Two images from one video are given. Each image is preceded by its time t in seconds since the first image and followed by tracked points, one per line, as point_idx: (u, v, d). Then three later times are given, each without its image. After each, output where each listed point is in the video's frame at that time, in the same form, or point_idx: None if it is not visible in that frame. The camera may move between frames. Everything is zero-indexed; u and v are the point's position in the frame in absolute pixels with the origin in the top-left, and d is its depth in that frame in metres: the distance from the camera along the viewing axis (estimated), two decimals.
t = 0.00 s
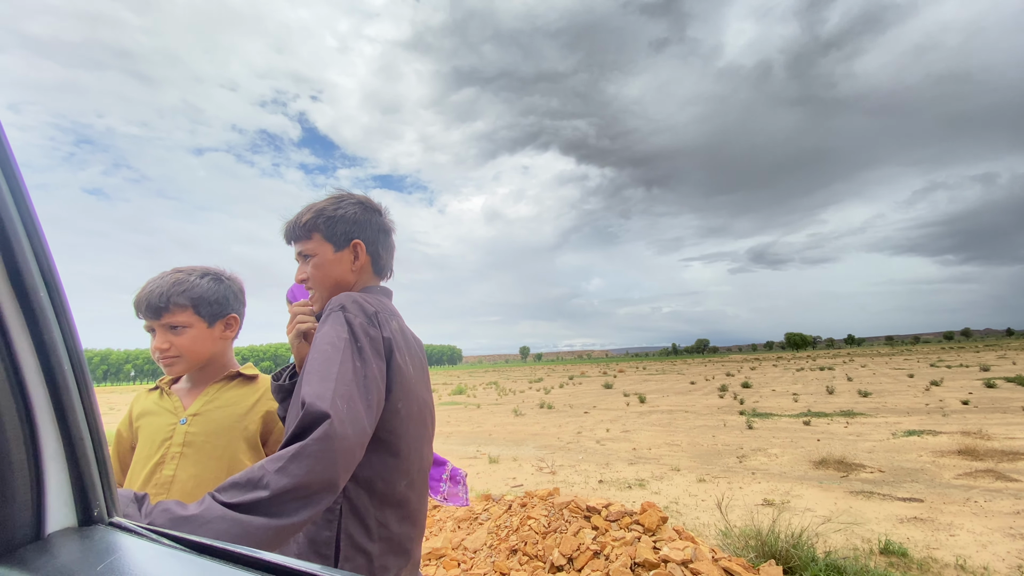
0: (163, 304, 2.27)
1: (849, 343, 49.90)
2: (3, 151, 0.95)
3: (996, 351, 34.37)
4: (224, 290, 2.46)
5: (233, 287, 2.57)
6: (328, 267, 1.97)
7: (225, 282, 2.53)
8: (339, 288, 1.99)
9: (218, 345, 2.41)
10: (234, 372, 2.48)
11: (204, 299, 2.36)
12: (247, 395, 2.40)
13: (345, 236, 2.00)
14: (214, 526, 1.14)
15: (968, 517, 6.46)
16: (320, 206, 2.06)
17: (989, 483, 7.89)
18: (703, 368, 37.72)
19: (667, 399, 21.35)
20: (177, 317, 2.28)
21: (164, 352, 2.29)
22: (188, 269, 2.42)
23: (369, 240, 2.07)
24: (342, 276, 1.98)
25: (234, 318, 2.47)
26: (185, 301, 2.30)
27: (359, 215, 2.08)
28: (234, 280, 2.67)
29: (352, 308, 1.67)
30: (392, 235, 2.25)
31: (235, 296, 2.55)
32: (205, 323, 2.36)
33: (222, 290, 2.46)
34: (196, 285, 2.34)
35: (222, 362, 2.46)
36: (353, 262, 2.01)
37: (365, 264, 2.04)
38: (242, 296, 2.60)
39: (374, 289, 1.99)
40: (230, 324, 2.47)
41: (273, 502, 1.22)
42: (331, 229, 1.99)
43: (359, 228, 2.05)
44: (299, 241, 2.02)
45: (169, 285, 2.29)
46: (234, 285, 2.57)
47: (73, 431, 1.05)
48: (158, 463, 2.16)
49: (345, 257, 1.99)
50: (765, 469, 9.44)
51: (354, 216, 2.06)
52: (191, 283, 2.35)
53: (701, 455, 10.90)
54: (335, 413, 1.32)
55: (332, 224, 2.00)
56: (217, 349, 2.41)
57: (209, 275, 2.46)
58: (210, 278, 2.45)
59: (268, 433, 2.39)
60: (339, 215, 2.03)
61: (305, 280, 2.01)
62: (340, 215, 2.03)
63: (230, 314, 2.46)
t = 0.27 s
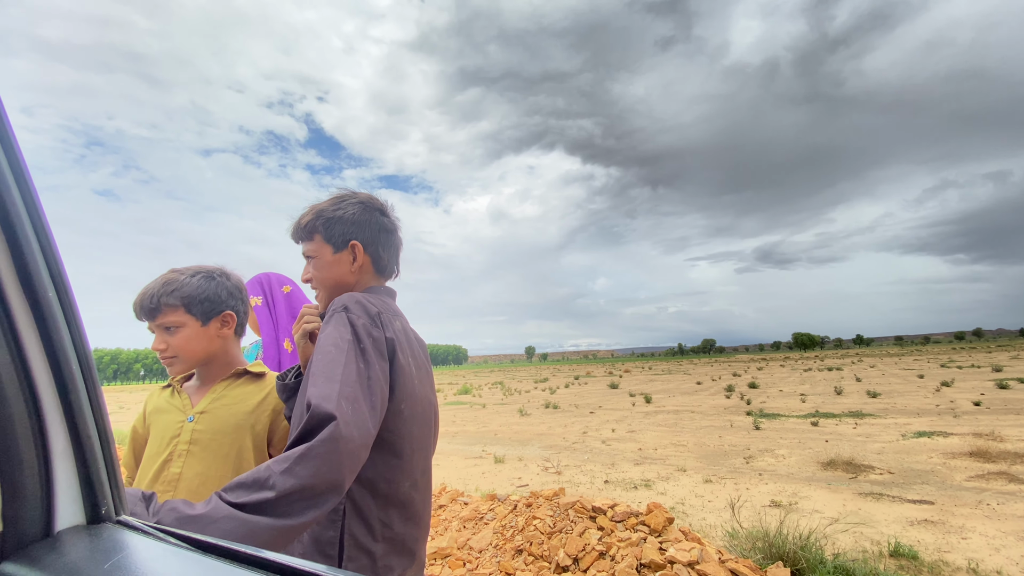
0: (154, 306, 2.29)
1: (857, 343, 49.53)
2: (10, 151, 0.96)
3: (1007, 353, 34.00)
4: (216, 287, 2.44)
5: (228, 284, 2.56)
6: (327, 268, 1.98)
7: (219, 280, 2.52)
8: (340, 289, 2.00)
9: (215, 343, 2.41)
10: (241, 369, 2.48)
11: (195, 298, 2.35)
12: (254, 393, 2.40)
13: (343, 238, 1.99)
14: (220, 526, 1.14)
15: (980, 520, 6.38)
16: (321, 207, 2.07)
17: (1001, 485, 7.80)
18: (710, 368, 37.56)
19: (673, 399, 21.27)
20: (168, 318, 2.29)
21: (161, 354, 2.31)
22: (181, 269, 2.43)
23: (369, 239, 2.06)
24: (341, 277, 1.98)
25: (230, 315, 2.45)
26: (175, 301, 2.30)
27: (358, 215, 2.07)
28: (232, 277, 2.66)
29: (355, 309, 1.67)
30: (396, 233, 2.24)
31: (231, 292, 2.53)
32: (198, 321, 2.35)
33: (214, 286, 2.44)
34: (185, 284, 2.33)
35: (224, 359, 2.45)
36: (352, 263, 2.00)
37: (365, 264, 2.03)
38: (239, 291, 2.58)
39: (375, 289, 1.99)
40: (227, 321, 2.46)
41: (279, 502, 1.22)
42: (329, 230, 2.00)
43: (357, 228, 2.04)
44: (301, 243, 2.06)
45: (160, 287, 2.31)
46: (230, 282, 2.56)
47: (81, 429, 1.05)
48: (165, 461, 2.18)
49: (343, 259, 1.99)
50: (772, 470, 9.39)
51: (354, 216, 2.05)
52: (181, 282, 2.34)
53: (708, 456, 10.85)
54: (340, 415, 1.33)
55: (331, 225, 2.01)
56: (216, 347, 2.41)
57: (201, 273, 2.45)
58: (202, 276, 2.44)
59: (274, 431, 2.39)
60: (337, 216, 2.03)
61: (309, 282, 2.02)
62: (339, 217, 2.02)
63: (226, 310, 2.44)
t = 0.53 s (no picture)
0: (157, 306, 2.30)
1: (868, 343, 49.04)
2: (26, 149, 0.97)
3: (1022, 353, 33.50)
4: (217, 285, 2.45)
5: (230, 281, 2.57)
6: (335, 267, 2.00)
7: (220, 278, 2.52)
8: (348, 287, 2.01)
9: (219, 341, 2.42)
10: (247, 365, 2.50)
11: (197, 297, 2.36)
12: (259, 390, 2.41)
13: (350, 236, 2.00)
14: (232, 523, 1.15)
15: (995, 522, 6.30)
16: (329, 205, 2.08)
17: (1016, 487, 7.69)
18: (718, 368, 37.33)
19: (681, 398, 21.18)
20: (172, 317, 2.30)
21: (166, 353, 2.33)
22: (183, 268, 2.43)
23: (375, 237, 2.06)
24: (349, 276, 1.99)
25: (233, 313, 2.46)
26: (178, 301, 2.31)
27: (365, 213, 2.07)
28: (234, 274, 2.67)
29: (365, 308, 1.68)
30: (404, 231, 2.24)
31: (233, 290, 2.54)
32: (202, 321, 2.36)
33: (215, 285, 2.45)
34: (187, 284, 2.34)
35: (229, 356, 2.47)
36: (359, 261, 2.00)
37: (372, 263, 2.03)
38: (241, 289, 2.59)
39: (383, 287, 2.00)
40: (230, 319, 2.47)
41: (290, 502, 1.23)
42: (336, 229, 2.01)
43: (364, 227, 2.04)
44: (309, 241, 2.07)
45: (162, 287, 2.32)
46: (232, 280, 2.57)
47: (95, 425, 1.06)
48: (172, 456, 2.20)
49: (350, 257, 1.99)
50: (782, 470, 9.32)
51: (361, 215, 2.05)
52: (183, 281, 2.35)
53: (717, 455, 10.79)
54: (351, 415, 1.33)
55: (338, 224, 2.01)
56: (220, 345, 2.42)
57: (204, 272, 2.46)
58: (203, 274, 2.45)
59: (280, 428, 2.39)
60: (344, 214, 2.04)
61: (318, 281, 2.03)
62: (345, 215, 2.03)
63: (228, 309, 2.46)
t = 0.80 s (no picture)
0: (185, 297, 2.30)
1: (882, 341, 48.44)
2: (45, 149, 0.99)
3: None
4: (241, 282, 2.52)
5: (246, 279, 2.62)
6: (346, 265, 2.00)
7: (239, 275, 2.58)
8: (359, 284, 2.01)
9: (239, 336, 2.47)
10: (253, 361, 2.51)
11: (223, 292, 2.41)
12: (266, 385, 2.43)
13: (359, 234, 2.01)
14: (245, 520, 1.16)
15: (1013, 524, 6.19)
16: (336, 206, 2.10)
17: None
18: (730, 367, 37.02)
19: (691, 397, 21.06)
20: (200, 309, 2.33)
21: (188, 344, 2.33)
22: (204, 262, 2.46)
23: (385, 234, 2.07)
24: (360, 273, 2.00)
25: (252, 310, 2.53)
26: (207, 294, 2.34)
27: (372, 210, 2.08)
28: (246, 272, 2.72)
29: (376, 306, 1.68)
30: (412, 227, 2.24)
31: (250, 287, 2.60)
32: (226, 314, 2.41)
33: (239, 281, 2.51)
34: (216, 278, 2.38)
35: (245, 351, 2.51)
36: (369, 258, 2.01)
37: (382, 260, 2.04)
38: (255, 287, 2.65)
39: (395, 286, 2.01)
40: (248, 315, 2.53)
41: (302, 500, 1.24)
42: (344, 228, 2.02)
43: (372, 224, 2.04)
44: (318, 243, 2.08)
45: (190, 278, 2.33)
46: (248, 277, 2.62)
47: (115, 423, 1.07)
48: (180, 451, 2.22)
49: (360, 255, 2.00)
50: (794, 470, 9.24)
51: (368, 212, 2.06)
52: (210, 275, 2.39)
53: (727, 455, 10.71)
54: (362, 415, 1.34)
55: (346, 222, 2.02)
56: (239, 340, 2.47)
57: (226, 268, 2.50)
58: (226, 270, 2.49)
59: (286, 423, 2.42)
60: (351, 213, 2.05)
61: (330, 281, 2.04)
62: (353, 213, 2.04)
63: (248, 305, 2.52)
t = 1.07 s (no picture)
0: (209, 294, 2.34)
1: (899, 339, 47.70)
2: (65, 152, 1.02)
3: None
4: (260, 282, 2.57)
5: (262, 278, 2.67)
6: (357, 264, 2.02)
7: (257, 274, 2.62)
8: (372, 283, 2.02)
9: (256, 335, 2.52)
10: (264, 359, 2.53)
11: (245, 291, 2.46)
12: (278, 383, 2.46)
13: (368, 232, 2.02)
14: (260, 517, 1.17)
15: None
16: (344, 207, 2.12)
17: None
18: (743, 365, 36.67)
19: (703, 395, 20.90)
20: (223, 307, 2.37)
21: (209, 341, 2.36)
22: (226, 260, 2.50)
23: (393, 231, 2.07)
24: (371, 272, 2.00)
25: (269, 310, 2.58)
26: (230, 292, 2.39)
27: (380, 208, 2.09)
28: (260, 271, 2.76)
29: (389, 305, 1.69)
30: (420, 224, 2.24)
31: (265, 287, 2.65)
32: (246, 314, 2.46)
33: (258, 282, 2.56)
34: (239, 277, 2.43)
35: (259, 350, 2.56)
36: (379, 257, 2.01)
37: (393, 257, 2.03)
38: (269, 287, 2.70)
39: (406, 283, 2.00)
40: (264, 315, 2.59)
41: (315, 498, 1.25)
42: (353, 227, 2.03)
43: (380, 221, 2.05)
44: (330, 244, 2.10)
45: (215, 277, 2.37)
46: (265, 278, 2.67)
47: (132, 420, 1.10)
48: (194, 447, 2.24)
49: (371, 253, 2.01)
50: (809, 469, 9.14)
51: (376, 211, 2.07)
52: (233, 274, 2.44)
53: (741, 454, 10.63)
54: (374, 412, 1.34)
55: (355, 222, 2.04)
56: (256, 339, 2.52)
57: (247, 268, 2.55)
58: (245, 269, 2.54)
59: (298, 420, 2.46)
60: (359, 212, 2.07)
61: (343, 282, 2.06)
62: (361, 212, 2.05)
63: (265, 305, 2.57)
